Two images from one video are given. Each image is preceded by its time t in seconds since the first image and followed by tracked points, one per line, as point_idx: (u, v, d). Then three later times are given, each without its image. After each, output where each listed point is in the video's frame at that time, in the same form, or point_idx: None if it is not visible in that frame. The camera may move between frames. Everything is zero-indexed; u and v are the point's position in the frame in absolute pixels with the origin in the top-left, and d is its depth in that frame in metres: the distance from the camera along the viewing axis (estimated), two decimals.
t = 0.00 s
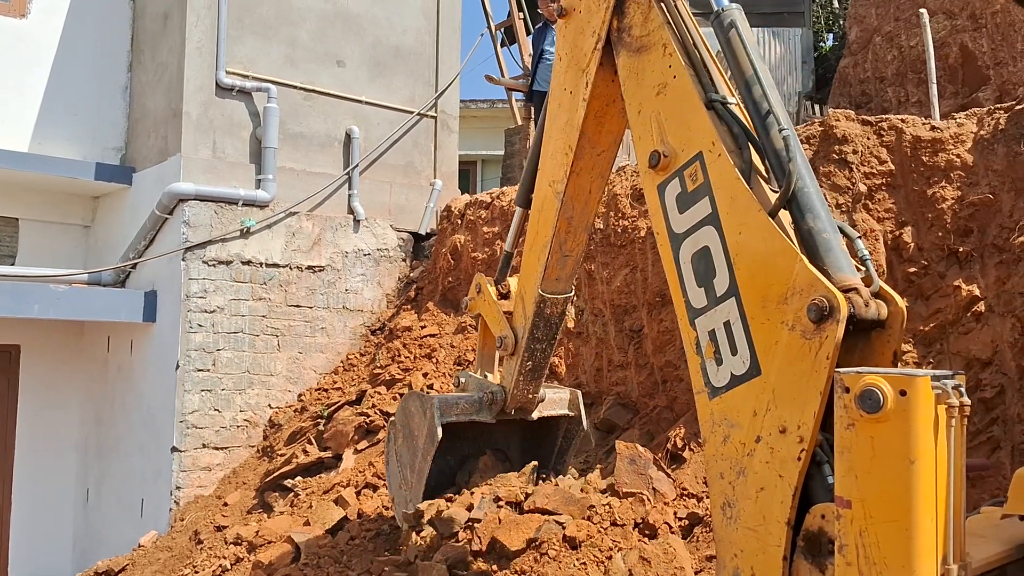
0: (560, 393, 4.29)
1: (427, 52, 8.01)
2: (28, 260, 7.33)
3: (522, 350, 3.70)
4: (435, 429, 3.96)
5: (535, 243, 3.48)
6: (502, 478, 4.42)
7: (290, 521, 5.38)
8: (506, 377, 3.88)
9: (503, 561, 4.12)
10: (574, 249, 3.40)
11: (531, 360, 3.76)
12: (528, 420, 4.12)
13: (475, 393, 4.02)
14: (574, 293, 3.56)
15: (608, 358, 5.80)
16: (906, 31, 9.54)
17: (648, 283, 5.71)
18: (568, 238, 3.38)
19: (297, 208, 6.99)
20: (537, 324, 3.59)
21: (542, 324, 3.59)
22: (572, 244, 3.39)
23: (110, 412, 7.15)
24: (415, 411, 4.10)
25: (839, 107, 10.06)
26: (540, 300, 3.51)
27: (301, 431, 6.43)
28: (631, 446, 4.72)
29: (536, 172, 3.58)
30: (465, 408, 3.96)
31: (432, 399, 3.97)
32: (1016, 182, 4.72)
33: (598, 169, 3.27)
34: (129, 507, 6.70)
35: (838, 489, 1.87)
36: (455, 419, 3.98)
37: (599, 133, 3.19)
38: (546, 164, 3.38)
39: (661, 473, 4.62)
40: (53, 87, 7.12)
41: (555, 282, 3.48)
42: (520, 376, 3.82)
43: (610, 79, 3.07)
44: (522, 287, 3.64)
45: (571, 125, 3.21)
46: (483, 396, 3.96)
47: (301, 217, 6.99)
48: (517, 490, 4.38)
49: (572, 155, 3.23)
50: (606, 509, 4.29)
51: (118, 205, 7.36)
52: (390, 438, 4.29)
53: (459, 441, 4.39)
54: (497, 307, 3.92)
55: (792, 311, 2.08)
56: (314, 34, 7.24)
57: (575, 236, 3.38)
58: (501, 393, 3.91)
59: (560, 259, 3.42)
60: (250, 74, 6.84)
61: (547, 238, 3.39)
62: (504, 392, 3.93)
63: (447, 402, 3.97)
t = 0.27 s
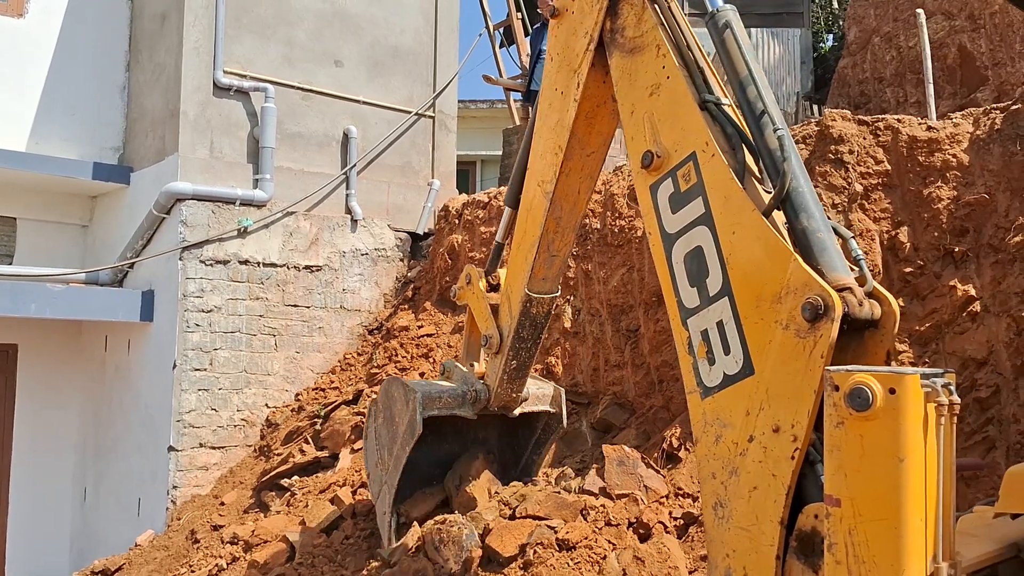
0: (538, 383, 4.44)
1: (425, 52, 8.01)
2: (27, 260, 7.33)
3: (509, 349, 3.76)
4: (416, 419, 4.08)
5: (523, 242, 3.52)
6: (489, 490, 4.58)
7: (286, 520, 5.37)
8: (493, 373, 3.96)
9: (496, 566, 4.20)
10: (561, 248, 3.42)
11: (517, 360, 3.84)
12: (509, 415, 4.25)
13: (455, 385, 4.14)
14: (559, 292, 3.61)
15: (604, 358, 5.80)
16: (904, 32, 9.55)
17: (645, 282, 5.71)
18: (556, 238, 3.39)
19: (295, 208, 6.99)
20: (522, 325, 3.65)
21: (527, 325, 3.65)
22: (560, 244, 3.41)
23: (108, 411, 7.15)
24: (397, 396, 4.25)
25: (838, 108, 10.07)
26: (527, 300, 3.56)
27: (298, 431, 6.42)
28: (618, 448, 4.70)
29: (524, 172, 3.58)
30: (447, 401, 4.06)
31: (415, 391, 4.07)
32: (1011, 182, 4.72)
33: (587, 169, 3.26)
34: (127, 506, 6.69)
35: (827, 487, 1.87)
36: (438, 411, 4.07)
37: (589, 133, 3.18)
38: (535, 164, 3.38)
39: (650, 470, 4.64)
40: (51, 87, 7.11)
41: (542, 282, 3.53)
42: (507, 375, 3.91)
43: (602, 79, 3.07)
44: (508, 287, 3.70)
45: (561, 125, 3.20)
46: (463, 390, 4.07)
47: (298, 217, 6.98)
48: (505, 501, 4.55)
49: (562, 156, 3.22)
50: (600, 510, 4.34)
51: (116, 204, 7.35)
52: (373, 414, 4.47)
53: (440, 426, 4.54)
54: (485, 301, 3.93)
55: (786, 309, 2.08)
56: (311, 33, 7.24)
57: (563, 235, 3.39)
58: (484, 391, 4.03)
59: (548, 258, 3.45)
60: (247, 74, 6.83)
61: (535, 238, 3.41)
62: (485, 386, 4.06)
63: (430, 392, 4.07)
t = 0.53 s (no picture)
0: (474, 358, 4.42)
1: (423, 49, 7.99)
2: (24, 259, 7.31)
3: (450, 335, 3.78)
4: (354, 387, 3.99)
5: (471, 233, 3.54)
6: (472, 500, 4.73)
7: (282, 518, 5.34)
8: (431, 353, 3.95)
9: (491, 565, 4.22)
10: (507, 242, 3.47)
11: (458, 343, 3.85)
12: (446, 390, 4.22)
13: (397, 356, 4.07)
14: (502, 283, 3.65)
15: (601, 355, 5.79)
16: (903, 29, 9.53)
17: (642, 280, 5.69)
18: (503, 232, 3.43)
19: (292, 206, 6.98)
20: (465, 310, 3.69)
21: (469, 313, 3.69)
22: (507, 238, 3.46)
23: (105, 410, 7.13)
24: (337, 360, 4.15)
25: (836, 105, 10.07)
26: (470, 288, 3.59)
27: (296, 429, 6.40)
28: (614, 445, 4.74)
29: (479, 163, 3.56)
30: (388, 373, 3.99)
31: (357, 361, 3.97)
32: (1009, 178, 4.71)
33: (538, 169, 3.28)
34: (124, 505, 6.68)
35: (812, 485, 1.89)
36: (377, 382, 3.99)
37: (543, 136, 3.19)
38: (487, 159, 3.39)
39: (647, 468, 4.65)
40: (47, 85, 7.09)
41: (486, 272, 3.56)
42: (448, 354, 3.89)
43: (559, 84, 3.07)
44: (453, 272, 3.71)
45: (516, 126, 3.19)
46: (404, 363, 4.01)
47: (295, 215, 6.96)
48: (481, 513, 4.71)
49: (515, 156, 3.22)
50: (596, 507, 4.36)
51: (113, 203, 7.34)
52: (311, 372, 4.35)
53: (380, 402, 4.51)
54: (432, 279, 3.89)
55: (762, 308, 2.08)
56: (309, 31, 7.22)
57: (510, 231, 3.43)
58: (424, 368, 3.98)
59: (495, 251, 3.50)
60: (244, 71, 6.81)
61: (483, 233, 3.44)
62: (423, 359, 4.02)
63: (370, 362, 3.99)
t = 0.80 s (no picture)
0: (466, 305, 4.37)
1: (421, 48, 7.98)
2: (22, 258, 7.31)
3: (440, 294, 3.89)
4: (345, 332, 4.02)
5: (465, 202, 3.61)
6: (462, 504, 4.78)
7: (280, 517, 5.33)
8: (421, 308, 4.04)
9: (488, 564, 4.21)
10: (498, 216, 3.55)
11: (446, 301, 3.94)
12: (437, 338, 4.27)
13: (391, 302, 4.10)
14: (492, 250, 3.73)
15: (600, 354, 5.79)
16: (902, 27, 9.52)
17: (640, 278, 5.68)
18: (494, 207, 3.50)
19: (290, 205, 6.97)
20: (454, 273, 3.80)
21: (458, 276, 3.81)
22: (498, 213, 3.53)
23: (104, 410, 7.13)
24: (333, 298, 4.16)
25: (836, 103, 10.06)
26: (460, 253, 3.68)
27: (294, 428, 6.40)
28: (613, 444, 4.74)
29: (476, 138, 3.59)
30: (378, 319, 4.01)
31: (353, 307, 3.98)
32: (1006, 175, 4.70)
33: (533, 153, 3.33)
34: (123, 505, 6.68)
35: (807, 482, 1.90)
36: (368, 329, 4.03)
37: (539, 122, 3.23)
38: (484, 134, 3.43)
39: (644, 467, 4.65)
40: (45, 84, 7.08)
41: (477, 242, 3.64)
42: (437, 310, 3.98)
43: (559, 76, 3.09)
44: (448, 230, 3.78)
45: (513, 111, 3.24)
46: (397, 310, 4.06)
47: (293, 214, 6.94)
48: (476, 512, 4.70)
49: (510, 140, 3.27)
50: (594, 506, 4.36)
51: (111, 202, 7.33)
52: (312, 304, 4.36)
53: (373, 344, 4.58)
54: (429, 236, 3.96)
55: (762, 305, 2.07)
56: (306, 29, 7.21)
57: (502, 205, 3.50)
58: (413, 319, 4.05)
59: (487, 223, 3.57)
60: (242, 70, 6.80)
61: (475, 206, 3.51)
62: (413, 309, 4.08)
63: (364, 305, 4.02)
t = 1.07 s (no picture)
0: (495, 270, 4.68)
1: (421, 48, 7.98)
2: (24, 259, 7.33)
3: (466, 268, 4.10)
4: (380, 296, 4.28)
5: (491, 184, 3.74)
6: (461, 504, 4.81)
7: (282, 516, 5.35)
8: (450, 277, 4.26)
9: (491, 562, 4.22)
10: (521, 200, 3.66)
11: (472, 275, 4.15)
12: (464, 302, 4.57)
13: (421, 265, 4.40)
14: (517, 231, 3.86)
15: (601, 353, 5.80)
16: (903, 25, 9.50)
17: (641, 276, 5.70)
18: (518, 192, 3.62)
19: (291, 205, 6.98)
20: (480, 250, 3.98)
21: (483, 253, 3.98)
22: (521, 197, 3.65)
23: (106, 410, 7.15)
24: (372, 262, 4.44)
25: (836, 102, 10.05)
26: (485, 234, 3.83)
27: (296, 428, 6.42)
28: (613, 442, 4.77)
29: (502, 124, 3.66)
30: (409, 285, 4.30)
31: (387, 273, 4.23)
32: (1006, 173, 4.70)
33: (553, 146, 3.41)
34: (126, 505, 6.70)
35: (805, 479, 1.92)
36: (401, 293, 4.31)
37: (560, 117, 3.28)
38: (511, 123, 3.50)
39: (646, 465, 4.70)
40: (46, 85, 7.10)
41: (501, 223, 3.77)
42: (464, 281, 4.19)
43: (579, 76, 3.13)
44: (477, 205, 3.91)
45: (535, 106, 3.29)
46: (426, 274, 4.35)
47: (295, 214, 6.98)
48: (477, 511, 4.73)
49: (531, 134, 3.34)
50: (594, 505, 4.38)
51: (113, 203, 7.36)
52: (353, 263, 4.70)
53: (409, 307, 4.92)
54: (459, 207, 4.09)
55: (766, 303, 2.08)
56: (307, 29, 7.22)
57: (524, 191, 3.61)
58: (442, 286, 4.31)
59: (510, 207, 3.69)
60: (243, 70, 6.82)
61: (499, 189, 3.63)
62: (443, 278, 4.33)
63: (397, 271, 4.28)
